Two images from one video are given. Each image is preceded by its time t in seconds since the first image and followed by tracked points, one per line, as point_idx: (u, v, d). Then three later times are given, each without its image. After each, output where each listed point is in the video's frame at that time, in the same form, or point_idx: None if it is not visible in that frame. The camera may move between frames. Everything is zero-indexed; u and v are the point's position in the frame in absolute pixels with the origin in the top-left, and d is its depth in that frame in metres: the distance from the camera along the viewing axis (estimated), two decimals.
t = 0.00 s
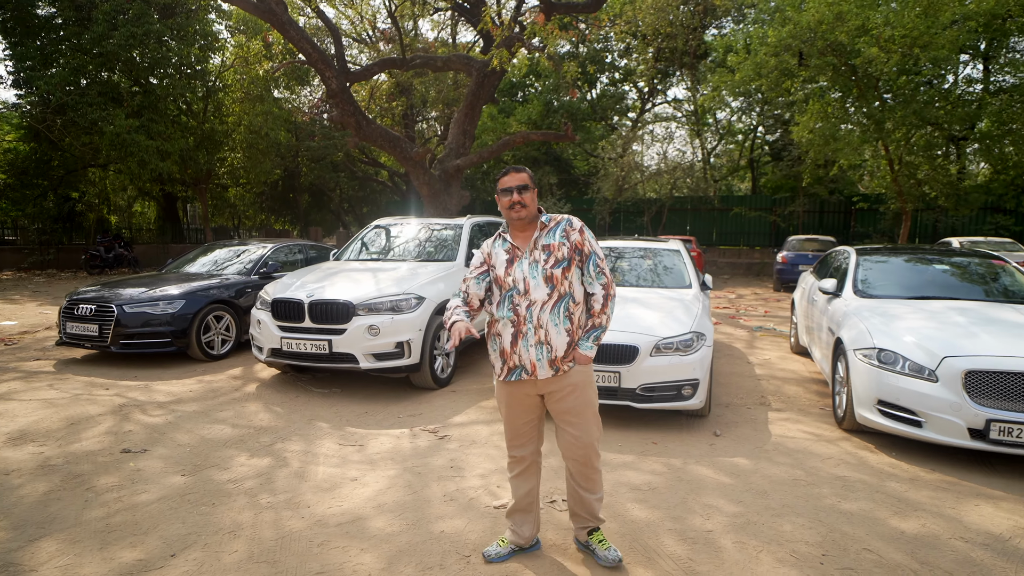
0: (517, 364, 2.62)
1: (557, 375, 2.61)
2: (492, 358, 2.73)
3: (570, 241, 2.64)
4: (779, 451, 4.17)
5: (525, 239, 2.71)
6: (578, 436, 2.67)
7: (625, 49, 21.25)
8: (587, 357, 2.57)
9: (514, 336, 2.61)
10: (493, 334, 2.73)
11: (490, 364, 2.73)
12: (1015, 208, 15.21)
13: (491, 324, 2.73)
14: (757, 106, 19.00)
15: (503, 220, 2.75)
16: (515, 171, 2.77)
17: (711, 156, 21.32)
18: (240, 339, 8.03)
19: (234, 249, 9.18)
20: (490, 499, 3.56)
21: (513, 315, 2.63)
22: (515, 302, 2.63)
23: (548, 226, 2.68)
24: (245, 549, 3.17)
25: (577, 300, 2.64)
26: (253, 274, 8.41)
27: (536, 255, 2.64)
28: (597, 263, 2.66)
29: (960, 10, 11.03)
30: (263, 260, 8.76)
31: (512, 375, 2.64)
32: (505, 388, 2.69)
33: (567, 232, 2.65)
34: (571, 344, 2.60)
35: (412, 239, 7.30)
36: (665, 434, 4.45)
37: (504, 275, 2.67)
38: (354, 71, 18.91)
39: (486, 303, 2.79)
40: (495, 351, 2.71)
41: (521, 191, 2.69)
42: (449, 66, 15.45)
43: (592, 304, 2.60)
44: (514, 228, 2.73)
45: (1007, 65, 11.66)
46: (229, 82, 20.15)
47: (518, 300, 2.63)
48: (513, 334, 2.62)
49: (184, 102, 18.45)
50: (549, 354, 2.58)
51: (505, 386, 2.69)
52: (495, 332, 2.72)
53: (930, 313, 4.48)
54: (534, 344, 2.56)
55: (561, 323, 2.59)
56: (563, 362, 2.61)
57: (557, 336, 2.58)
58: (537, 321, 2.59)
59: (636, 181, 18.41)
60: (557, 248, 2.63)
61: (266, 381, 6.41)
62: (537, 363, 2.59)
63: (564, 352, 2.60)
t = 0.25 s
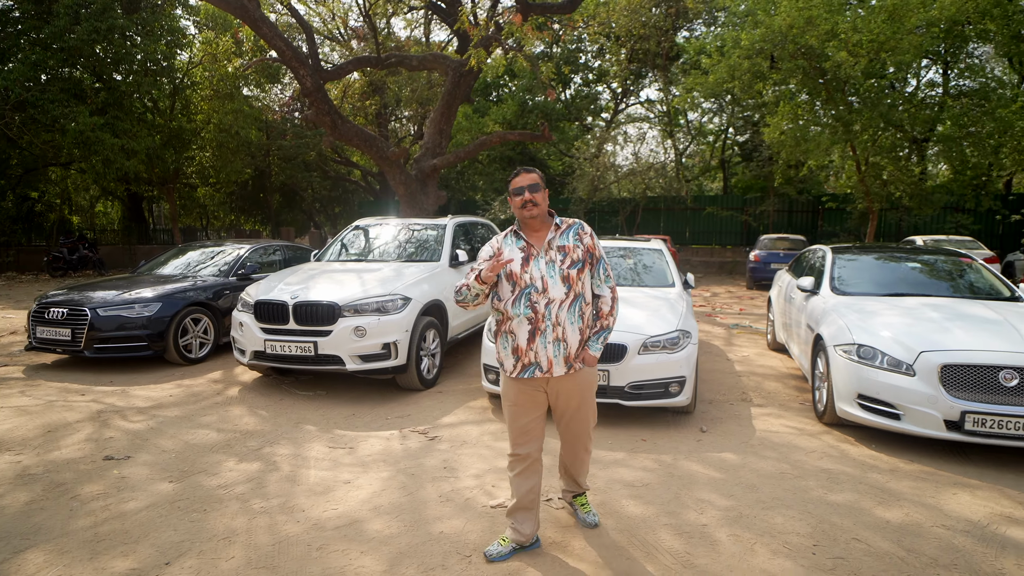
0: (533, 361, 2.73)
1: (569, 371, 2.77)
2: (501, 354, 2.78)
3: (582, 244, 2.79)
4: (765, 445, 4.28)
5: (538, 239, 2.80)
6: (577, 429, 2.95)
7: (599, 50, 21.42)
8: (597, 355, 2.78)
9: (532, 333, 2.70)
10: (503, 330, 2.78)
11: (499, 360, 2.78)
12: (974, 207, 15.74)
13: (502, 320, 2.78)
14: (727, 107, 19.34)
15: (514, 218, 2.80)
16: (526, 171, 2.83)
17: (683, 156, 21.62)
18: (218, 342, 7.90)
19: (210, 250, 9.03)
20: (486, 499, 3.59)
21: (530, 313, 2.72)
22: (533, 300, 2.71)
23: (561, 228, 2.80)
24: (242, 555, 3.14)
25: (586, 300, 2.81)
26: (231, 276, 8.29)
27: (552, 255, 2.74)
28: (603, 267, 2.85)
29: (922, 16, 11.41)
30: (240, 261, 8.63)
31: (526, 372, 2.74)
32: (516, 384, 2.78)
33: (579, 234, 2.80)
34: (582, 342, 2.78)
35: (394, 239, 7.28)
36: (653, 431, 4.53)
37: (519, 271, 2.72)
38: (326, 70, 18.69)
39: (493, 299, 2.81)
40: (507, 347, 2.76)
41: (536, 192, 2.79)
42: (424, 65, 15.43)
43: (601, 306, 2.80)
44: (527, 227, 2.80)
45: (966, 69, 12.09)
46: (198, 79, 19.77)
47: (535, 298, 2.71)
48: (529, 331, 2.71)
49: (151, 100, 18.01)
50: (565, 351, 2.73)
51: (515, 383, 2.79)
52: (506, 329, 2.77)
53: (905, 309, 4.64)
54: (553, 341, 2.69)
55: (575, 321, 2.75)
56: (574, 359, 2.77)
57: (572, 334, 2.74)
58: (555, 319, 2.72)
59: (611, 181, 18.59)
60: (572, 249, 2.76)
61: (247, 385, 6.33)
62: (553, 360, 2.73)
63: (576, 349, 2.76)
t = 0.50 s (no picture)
0: (560, 357, 2.89)
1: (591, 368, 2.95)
2: (527, 349, 2.93)
3: (610, 248, 2.97)
4: (762, 441, 4.37)
5: (569, 239, 2.95)
6: (588, 430, 3.12)
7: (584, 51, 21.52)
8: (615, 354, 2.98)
9: (561, 330, 2.87)
10: (531, 325, 2.93)
11: (525, 353, 2.93)
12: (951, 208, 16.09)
13: (530, 315, 2.94)
14: (711, 108, 19.57)
15: (547, 219, 2.94)
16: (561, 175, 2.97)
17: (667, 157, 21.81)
18: (208, 343, 7.84)
19: (199, 252, 8.95)
20: (492, 498, 3.63)
21: (560, 310, 2.88)
22: (563, 298, 2.88)
23: (591, 232, 2.97)
24: (252, 556, 3.14)
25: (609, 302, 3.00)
26: (221, 277, 8.23)
27: (583, 256, 2.91)
28: (626, 272, 3.05)
29: (902, 21, 11.64)
30: (230, 262, 8.57)
31: (553, 367, 2.88)
32: (539, 378, 2.93)
33: (609, 239, 2.98)
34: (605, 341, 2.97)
35: (387, 239, 7.29)
36: (651, 428, 4.61)
37: (552, 270, 2.88)
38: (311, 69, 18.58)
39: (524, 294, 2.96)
40: (534, 342, 2.91)
41: (571, 195, 2.92)
42: (411, 64, 15.45)
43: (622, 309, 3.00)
44: (559, 228, 2.94)
45: (944, 72, 12.37)
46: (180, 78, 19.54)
47: (565, 296, 2.89)
48: (558, 328, 2.88)
49: (130, 98, 17.71)
50: (590, 349, 2.91)
51: (539, 377, 2.93)
52: (534, 324, 2.93)
53: (895, 307, 4.77)
54: (581, 339, 2.87)
55: (600, 321, 2.94)
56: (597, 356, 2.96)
57: (597, 332, 2.92)
58: (583, 318, 2.90)
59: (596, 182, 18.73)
60: (602, 253, 2.95)
61: (242, 386, 6.30)
62: (579, 356, 2.89)
63: (599, 348, 2.95)
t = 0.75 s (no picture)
0: (553, 349, 3.02)
1: (583, 363, 3.07)
2: (523, 340, 3.08)
3: (611, 252, 3.09)
4: (742, 436, 4.50)
5: (574, 239, 3.08)
6: (582, 423, 3.26)
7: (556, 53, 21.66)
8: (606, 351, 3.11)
9: (556, 324, 3.01)
10: (530, 317, 3.08)
11: (521, 344, 3.08)
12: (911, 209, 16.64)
13: (530, 307, 3.08)
14: (681, 110, 19.90)
15: (556, 217, 3.07)
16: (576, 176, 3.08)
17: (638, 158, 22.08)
18: (183, 346, 7.71)
19: (171, 253, 8.79)
20: (483, 496, 3.67)
21: (556, 305, 3.03)
22: (560, 293, 3.02)
23: (595, 235, 3.11)
24: (246, 560, 3.12)
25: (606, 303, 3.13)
26: (196, 279, 8.10)
27: (584, 256, 3.06)
28: (626, 276, 3.17)
29: (865, 27, 12.02)
30: (205, 264, 8.44)
31: (546, 358, 3.02)
32: (534, 368, 3.06)
33: (611, 243, 3.11)
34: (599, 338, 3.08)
35: (366, 240, 7.28)
36: (635, 425, 4.71)
37: (553, 266, 3.03)
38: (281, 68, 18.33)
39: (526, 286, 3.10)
40: (531, 333, 3.06)
41: (583, 196, 3.04)
42: (385, 64, 15.42)
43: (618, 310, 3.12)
44: (567, 227, 3.07)
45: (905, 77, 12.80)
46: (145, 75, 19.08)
47: (563, 292, 3.03)
48: (553, 322, 3.02)
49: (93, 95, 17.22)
50: (583, 344, 3.04)
51: (534, 367, 3.07)
52: (533, 315, 3.07)
53: (865, 304, 4.96)
54: (575, 334, 3.00)
55: (595, 319, 3.07)
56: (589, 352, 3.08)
57: (591, 330, 3.05)
58: (578, 314, 3.03)
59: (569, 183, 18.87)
60: (602, 255, 3.08)
61: (221, 389, 6.23)
62: (571, 350, 3.02)
63: (593, 344, 3.07)
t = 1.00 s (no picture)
0: (537, 341, 3.18)
1: (565, 356, 3.23)
2: (509, 332, 3.23)
3: (597, 252, 3.25)
4: (719, 430, 4.63)
5: (562, 237, 3.24)
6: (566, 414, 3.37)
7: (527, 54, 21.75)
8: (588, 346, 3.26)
9: (541, 317, 3.17)
10: (517, 310, 3.23)
11: (507, 336, 3.23)
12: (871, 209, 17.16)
13: (518, 300, 3.23)
14: (650, 112, 20.17)
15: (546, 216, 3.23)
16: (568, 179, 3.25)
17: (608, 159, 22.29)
18: (154, 349, 7.56)
19: (140, 254, 8.61)
20: (470, 494, 3.72)
21: (542, 299, 3.19)
22: (546, 289, 3.18)
23: (582, 236, 3.27)
24: (235, 562, 3.11)
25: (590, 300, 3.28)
26: (168, 280, 7.96)
27: (571, 255, 3.22)
28: (610, 276, 3.33)
29: (829, 33, 12.35)
30: (176, 265, 8.29)
31: (531, 350, 3.18)
32: (518, 360, 3.23)
33: (596, 245, 3.27)
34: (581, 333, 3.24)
35: (343, 241, 7.25)
36: (616, 421, 4.80)
37: (541, 261, 3.18)
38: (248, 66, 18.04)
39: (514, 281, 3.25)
40: (517, 325, 3.21)
41: (572, 198, 3.21)
42: (357, 63, 15.37)
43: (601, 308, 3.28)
44: (556, 225, 3.23)
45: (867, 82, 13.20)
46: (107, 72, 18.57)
47: (549, 287, 3.18)
48: (539, 315, 3.19)
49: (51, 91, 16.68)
50: (566, 338, 3.20)
51: (518, 359, 3.23)
52: (520, 309, 3.22)
53: (834, 301, 5.15)
54: (559, 327, 3.15)
55: (578, 315, 3.23)
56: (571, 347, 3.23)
57: (574, 325, 3.21)
58: (562, 308, 3.19)
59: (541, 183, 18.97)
60: (587, 255, 3.24)
61: (196, 393, 6.14)
62: (554, 343, 3.18)
63: (575, 339, 3.23)
